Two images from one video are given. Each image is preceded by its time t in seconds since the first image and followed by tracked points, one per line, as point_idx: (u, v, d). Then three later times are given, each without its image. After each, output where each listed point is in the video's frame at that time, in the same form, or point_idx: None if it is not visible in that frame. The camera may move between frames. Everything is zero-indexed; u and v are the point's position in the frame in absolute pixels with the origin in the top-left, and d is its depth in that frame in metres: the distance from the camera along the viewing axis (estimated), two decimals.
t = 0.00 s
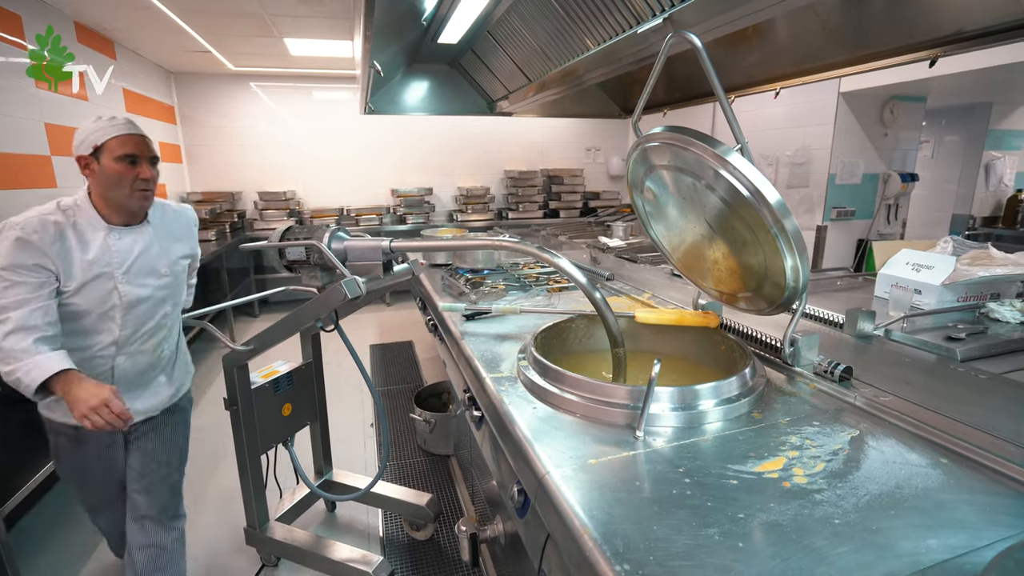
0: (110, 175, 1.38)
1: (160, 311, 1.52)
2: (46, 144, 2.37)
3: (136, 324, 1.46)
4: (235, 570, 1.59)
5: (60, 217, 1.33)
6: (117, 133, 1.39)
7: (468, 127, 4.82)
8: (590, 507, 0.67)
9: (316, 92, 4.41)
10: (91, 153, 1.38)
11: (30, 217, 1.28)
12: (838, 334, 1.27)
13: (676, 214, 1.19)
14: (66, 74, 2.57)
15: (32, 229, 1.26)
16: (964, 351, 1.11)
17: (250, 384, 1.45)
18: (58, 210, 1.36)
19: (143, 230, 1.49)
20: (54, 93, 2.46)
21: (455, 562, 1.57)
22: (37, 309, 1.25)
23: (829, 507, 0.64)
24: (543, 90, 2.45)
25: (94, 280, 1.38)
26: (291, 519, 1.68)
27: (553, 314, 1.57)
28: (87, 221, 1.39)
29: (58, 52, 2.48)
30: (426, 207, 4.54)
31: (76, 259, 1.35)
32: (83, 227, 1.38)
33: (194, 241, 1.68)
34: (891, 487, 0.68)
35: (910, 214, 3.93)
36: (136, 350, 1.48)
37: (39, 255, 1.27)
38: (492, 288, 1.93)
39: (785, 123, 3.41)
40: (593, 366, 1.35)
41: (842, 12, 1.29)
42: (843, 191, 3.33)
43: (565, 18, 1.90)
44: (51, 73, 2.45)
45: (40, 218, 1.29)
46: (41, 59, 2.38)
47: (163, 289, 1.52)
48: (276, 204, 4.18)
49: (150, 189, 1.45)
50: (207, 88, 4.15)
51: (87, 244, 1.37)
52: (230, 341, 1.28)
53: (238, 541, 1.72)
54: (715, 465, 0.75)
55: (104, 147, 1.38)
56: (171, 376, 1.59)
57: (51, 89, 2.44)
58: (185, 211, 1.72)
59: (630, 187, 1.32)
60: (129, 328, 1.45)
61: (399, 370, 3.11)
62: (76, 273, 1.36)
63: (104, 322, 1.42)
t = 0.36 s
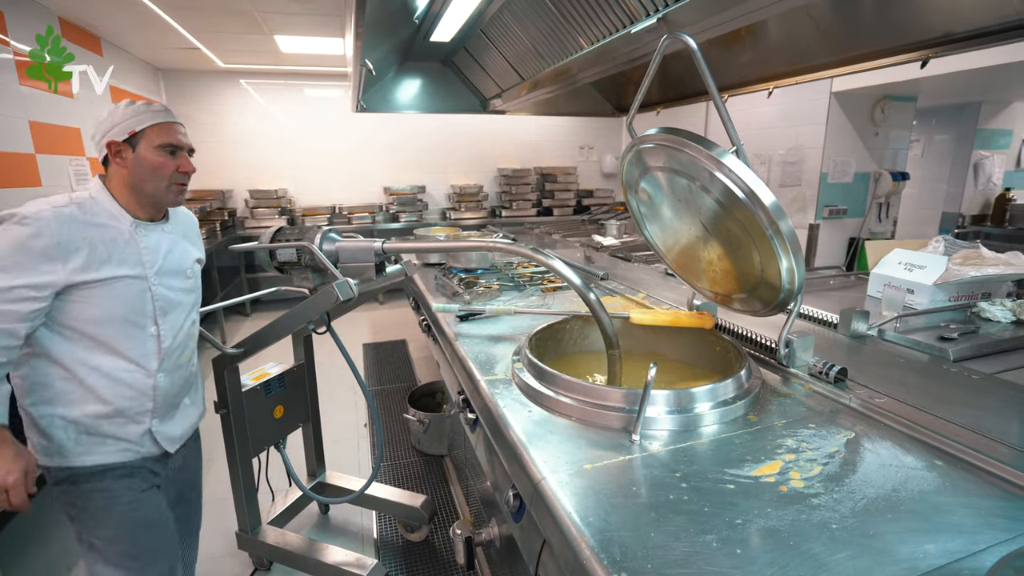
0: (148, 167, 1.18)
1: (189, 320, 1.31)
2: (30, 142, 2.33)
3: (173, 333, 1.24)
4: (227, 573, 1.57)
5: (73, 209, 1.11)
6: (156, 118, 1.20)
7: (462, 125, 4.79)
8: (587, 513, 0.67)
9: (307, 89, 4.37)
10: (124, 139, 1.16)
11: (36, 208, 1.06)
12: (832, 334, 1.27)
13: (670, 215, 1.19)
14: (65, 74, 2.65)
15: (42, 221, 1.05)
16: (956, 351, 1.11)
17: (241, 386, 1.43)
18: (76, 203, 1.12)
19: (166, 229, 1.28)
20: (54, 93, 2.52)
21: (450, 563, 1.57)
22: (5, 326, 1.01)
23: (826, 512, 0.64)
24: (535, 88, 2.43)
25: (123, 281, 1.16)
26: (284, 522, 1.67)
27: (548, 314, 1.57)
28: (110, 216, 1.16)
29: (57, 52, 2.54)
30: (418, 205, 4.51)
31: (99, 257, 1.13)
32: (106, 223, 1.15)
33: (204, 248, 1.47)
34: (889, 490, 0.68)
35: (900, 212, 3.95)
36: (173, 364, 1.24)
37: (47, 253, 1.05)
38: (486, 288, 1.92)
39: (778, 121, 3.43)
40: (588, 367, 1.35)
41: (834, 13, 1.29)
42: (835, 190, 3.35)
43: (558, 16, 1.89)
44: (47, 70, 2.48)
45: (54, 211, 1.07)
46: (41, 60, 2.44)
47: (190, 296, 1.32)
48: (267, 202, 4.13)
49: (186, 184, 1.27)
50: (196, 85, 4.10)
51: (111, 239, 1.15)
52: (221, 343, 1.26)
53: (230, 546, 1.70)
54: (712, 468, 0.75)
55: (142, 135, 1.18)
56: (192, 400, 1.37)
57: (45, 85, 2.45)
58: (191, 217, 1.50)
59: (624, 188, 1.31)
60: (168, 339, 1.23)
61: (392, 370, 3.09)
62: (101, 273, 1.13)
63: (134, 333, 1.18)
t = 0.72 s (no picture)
0: (188, 179, 0.92)
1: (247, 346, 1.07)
2: (8, 141, 2.27)
3: (236, 364, 1.00)
4: None
5: (107, 228, 0.84)
6: (194, 117, 0.92)
7: (451, 125, 4.77)
8: (583, 520, 0.65)
9: (294, 88, 4.32)
10: (158, 144, 0.88)
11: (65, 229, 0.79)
12: (824, 335, 1.27)
13: (663, 217, 1.18)
14: (65, 73, 2.77)
15: (79, 244, 0.79)
16: (947, 351, 1.12)
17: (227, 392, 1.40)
18: (107, 220, 0.85)
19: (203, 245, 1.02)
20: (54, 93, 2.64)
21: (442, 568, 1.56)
22: (70, 384, 0.76)
23: (824, 516, 0.64)
24: (525, 88, 2.42)
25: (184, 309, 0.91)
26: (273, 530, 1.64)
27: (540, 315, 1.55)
28: (144, 232, 0.90)
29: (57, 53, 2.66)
30: (408, 205, 4.47)
31: (151, 282, 0.87)
32: (145, 243, 0.89)
33: (244, 264, 1.19)
34: (885, 493, 0.68)
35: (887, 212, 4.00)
36: (239, 401, 1.01)
37: (94, 286, 0.79)
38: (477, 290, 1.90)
39: (768, 122, 3.45)
40: (581, 369, 1.34)
41: (825, 14, 1.29)
42: (824, 190, 3.37)
43: (549, 16, 1.87)
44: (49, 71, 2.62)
45: (88, 231, 0.81)
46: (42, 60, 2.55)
47: (246, 316, 1.07)
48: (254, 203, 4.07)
49: (225, 195, 1.00)
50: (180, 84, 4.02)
51: (159, 259, 0.90)
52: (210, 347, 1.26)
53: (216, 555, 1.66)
54: (708, 473, 0.74)
55: (180, 138, 0.90)
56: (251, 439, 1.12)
57: (40, 84, 2.52)
58: (215, 226, 1.21)
59: (617, 189, 1.30)
60: (229, 371, 0.98)
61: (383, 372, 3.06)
62: (156, 302, 0.87)
63: (201, 373, 0.93)
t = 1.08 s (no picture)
0: (266, 180, 0.92)
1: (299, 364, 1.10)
2: None
3: (285, 384, 1.03)
4: None
5: (170, 232, 0.85)
6: (274, 118, 0.93)
7: (439, 125, 4.75)
8: (582, 529, 0.65)
9: (279, 88, 4.27)
10: (238, 142, 0.88)
11: (133, 232, 0.81)
12: (816, 337, 1.28)
13: (656, 219, 1.18)
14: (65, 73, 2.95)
15: (144, 250, 0.80)
16: (936, 352, 1.13)
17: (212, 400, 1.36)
18: (172, 222, 0.86)
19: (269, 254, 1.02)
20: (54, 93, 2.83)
21: None
22: (117, 375, 0.77)
23: (824, 521, 0.63)
24: (514, 88, 2.41)
25: (238, 323, 0.92)
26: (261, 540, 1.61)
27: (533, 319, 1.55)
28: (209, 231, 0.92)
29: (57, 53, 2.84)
30: (396, 206, 4.43)
31: (208, 293, 0.89)
32: (204, 244, 0.90)
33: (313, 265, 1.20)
34: (882, 496, 0.68)
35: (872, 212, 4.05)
36: (284, 425, 1.05)
37: (152, 292, 0.81)
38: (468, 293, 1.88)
39: (755, 123, 3.48)
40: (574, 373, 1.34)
41: (813, 18, 1.30)
42: (811, 191, 3.41)
43: (540, 17, 1.87)
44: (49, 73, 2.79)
45: (155, 233, 0.83)
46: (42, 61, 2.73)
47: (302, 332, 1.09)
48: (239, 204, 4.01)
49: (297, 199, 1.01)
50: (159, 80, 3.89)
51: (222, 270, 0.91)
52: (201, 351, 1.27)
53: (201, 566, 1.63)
54: (707, 478, 0.74)
55: (260, 138, 0.91)
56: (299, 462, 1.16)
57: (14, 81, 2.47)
58: (298, 230, 1.22)
59: (609, 191, 1.29)
60: (278, 396, 1.01)
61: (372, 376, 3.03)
62: (214, 319, 0.89)
63: (250, 395, 0.96)
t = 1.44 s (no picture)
0: (329, 187, 0.95)
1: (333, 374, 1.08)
2: None
3: (319, 393, 1.01)
4: None
5: (226, 233, 0.85)
6: (336, 128, 0.96)
7: (428, 127, 4.72)
8: (584, 538, 0.64)
9: (267, 88, 4.19)
10: (305, 148, 0.91)
11: (191, 229, 0.81)
12: (809, 339, 1.29)
13: (651, 223, 1.18)
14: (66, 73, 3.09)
15: (199, 248, 0.80)
16: (927, 353, 1.14)
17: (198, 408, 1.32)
18: (230, 225, 0.87)
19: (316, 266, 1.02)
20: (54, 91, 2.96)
21: None
22: (151, 370, 0.76)
23: (826, 526, 0.63)
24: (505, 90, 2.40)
25: (282, 328, 0.90)
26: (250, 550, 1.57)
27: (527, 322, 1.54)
28: (264, 232, 0.92)
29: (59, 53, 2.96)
30: (384, 209, 4.39)
31: (257, 295, 0.88)
32: (258, 245, 0.90)
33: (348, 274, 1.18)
34: (882, 500, 0.68)
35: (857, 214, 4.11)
36: (314, 433, 1.02)
37: (205, 290, 0.80)
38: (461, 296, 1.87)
39: (743, 126, 3.51)
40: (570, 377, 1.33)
41: (802, 23, 1.31)
42: (798, 193, 3.45)
43: (532, 18, 1.85)
44: (49, 72, 2.91)
45: (212, 233, 0.83)
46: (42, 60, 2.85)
47: (337, 343, 1.07)
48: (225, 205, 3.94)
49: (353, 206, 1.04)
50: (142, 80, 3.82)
51: (271, 274, 0.91)
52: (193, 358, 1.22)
53: None
54: (707, 483, 0.73)
55: (325, 146, 0.94)
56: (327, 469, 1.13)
57: None
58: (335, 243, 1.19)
59: (604, 194, 1.29)
60: (314, 405, 0.99)
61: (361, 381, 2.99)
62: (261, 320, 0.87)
63: (288, 399, 0.94)
